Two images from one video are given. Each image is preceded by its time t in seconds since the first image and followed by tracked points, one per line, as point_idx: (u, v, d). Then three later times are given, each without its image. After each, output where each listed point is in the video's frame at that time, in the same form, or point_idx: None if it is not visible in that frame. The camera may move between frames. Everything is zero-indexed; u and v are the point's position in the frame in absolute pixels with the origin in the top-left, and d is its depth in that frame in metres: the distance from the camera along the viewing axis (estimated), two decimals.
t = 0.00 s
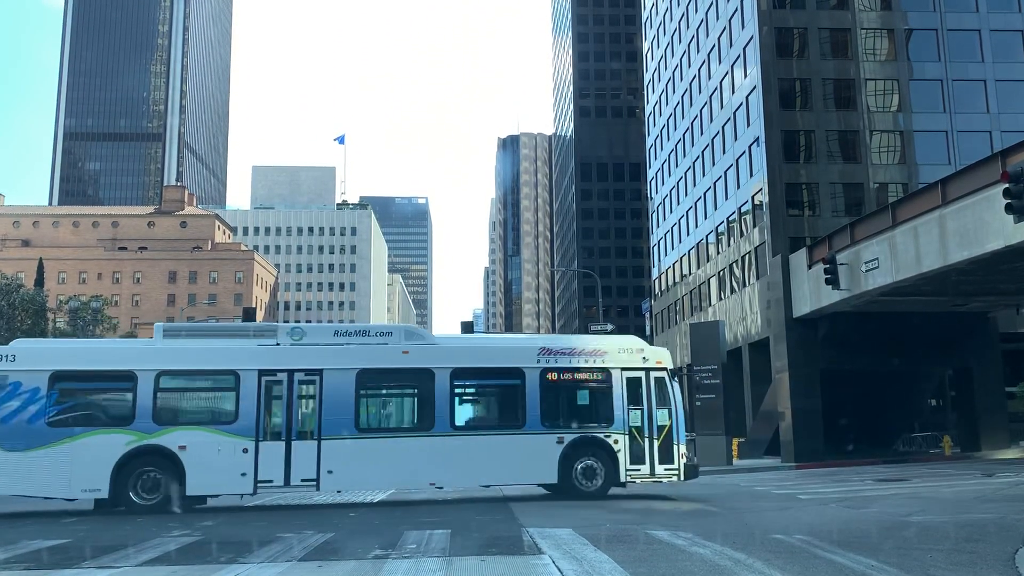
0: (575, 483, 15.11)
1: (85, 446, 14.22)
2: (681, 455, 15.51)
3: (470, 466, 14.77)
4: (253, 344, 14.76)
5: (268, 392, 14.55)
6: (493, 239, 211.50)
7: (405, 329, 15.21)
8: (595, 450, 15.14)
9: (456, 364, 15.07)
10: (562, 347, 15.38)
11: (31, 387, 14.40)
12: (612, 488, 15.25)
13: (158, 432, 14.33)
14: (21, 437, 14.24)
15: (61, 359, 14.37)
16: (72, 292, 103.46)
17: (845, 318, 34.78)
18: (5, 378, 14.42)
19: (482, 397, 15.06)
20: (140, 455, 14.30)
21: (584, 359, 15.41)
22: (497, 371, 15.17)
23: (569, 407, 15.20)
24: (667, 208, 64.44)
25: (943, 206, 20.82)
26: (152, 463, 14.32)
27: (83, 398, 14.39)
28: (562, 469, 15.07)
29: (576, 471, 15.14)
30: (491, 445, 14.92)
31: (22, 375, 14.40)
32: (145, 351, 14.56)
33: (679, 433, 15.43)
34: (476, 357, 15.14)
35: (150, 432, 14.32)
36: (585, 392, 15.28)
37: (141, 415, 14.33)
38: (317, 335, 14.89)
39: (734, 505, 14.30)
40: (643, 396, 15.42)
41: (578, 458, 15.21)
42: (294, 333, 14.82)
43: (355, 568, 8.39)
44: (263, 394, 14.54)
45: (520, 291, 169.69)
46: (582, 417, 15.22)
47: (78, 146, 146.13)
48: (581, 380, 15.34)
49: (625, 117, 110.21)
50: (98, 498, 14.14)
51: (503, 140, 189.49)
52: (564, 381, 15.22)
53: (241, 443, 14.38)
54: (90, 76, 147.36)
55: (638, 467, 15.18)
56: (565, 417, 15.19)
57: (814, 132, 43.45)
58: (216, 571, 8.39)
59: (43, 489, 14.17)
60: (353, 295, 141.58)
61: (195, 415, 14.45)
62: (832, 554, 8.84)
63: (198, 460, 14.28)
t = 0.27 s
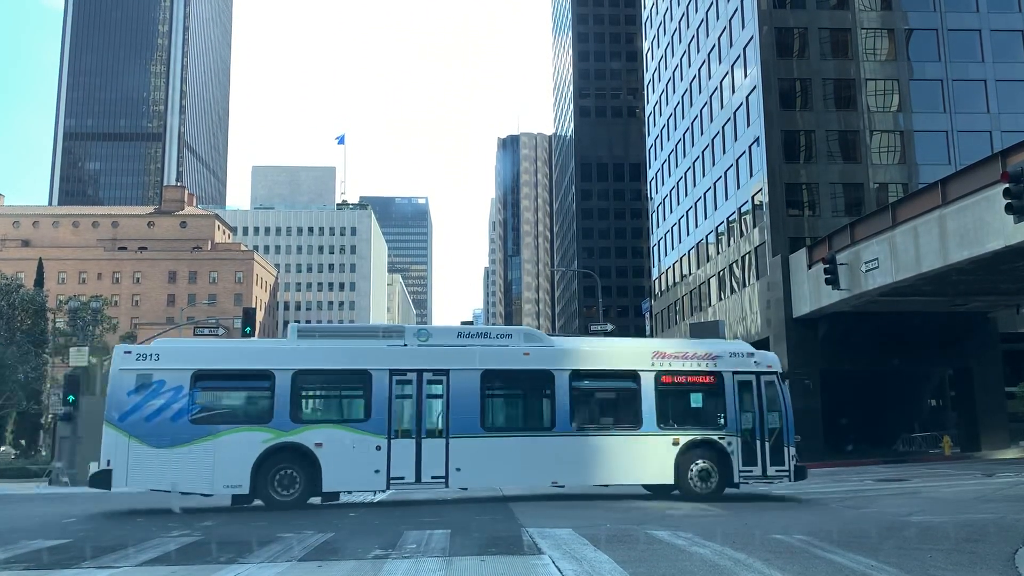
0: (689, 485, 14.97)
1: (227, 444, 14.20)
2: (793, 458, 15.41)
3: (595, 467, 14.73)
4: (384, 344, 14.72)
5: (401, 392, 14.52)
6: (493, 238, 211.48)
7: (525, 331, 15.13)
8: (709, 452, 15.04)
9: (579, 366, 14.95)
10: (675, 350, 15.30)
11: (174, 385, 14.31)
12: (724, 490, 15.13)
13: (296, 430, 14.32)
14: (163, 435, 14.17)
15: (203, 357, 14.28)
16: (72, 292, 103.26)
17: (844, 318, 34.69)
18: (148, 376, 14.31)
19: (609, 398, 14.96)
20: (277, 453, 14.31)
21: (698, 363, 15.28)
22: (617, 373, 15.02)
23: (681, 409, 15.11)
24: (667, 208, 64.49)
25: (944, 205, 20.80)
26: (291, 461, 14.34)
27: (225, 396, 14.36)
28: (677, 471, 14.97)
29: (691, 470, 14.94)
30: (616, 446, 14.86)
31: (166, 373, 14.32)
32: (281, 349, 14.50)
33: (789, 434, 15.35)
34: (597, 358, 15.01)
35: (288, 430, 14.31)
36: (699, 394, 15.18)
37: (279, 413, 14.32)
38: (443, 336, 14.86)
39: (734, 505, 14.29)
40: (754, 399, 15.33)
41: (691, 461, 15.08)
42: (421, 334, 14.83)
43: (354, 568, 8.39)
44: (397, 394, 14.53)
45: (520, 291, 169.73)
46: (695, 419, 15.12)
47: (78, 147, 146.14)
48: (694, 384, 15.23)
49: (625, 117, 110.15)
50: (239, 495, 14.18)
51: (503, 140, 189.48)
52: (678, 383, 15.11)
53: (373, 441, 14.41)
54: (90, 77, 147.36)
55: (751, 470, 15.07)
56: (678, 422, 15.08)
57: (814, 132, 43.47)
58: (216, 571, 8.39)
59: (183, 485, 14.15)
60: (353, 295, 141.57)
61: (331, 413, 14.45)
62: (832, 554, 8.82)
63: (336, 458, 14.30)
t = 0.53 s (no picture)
0: (806, 483, 15.74)
1: (373, 438, 14.83)
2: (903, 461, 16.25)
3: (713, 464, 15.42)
4: (515, 344, 15.40)
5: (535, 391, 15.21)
6: (493, 238, 211.49)
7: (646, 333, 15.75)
8: (824, 453, 15.84)
9: (700, 368, 15.62)
10: (791, 355, 16.06)
11: (321, 380, 14.89)
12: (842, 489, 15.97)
13: (436, 425, 15.03)
14: (314, 428, 14.75)
15: (350, 355, 14.91)
16: (72, 291, 103.98)
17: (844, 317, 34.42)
18: (297, 371, 14.87)
19: (732, 397, 15.66)
20: (418, 448, 14.98)
21: (815, 367, 16.09)
22: (736, 375, 15.75)
23: (799, 412, 15.87)
24: (667, 208, 64.49)
25: (943, 205, 20.82)
26: (430, 455, 15.03)
27: (372, 392, 14.98)
28: (795, 471, 15.72)
29: (808, 469, 15.72)
30: (738, 444, 15.57)
31: (315, 368, 14.89)
32: (420, 348, 15.18)
33: (900, 437, 16.17)
34: (716, 360, 15.72)
35: (428, 426, 15.01)
36: (816, 399, 15.93)
37: (418, 409, 14.99)
38: (570, 337, 15.50)
39: (733, 504, 14.28)
40: (868, 404, 16.15)
41: (807, 461, 15.84)
42: (549, 335, 15.47)
43: (354, 568, 8.37)
44: (530, 392, 15.22)
45: (520, 291, 169.74)
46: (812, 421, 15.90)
47: (78, 146, 146.19)
48: (811, 388, 16.03)
49: (625, 117, 110.10)
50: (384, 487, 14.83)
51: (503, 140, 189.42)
52: (795, 387, 15.87)
53: (508, 436, 15.13)
54: (91, 76, 147.40)
55: (865, 471, 15.88)
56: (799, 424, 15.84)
57: (814, 132, 43.50)
58: (216, 571, 8.37)
59: (334, 478, 14.71)
60: (353, 295, 141.58)
61: (464, 409, 15.13)
62: (831, 554, 8.82)
63: (474, 453, 14.99)
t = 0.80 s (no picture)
0: (924, 476, 16.14)
1: (514, 436, 15.05)
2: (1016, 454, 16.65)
3: (836, 461, 15.72)
4: (645, 344, 15.58)
5: (668, 391, 15.34)
6: (494, 238, 211.44)
7: (768, 333, 16.02)
8: (942, 447, 16.23)
9: (825, 367, 15.90)
10: (908, 352, 16.38)
11: (466, 380, 15.17)
12: (958, 482, 16.36)
13: (575, 423, 15.19)
14: (461, 427, 15.02)
15: (492, 356, 15.13)
16: (72, 292, 104.12)
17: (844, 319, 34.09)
18: (442, 372, 15.15)
19: (856, 396, 15.97)
20: (558, 446, 15.16)
21: (930, 364, 16.44)
22: (859, 374, 16.03)
23: (917, 407, 16.22)
24: (667, 208, 64.46)
25: (943, 206, 20.80)
26: (570, 454, 15.21)
27: (515, 391, 15.21)
28: (915, 464, 16.10)
29: (927, 463, 16.11)
30: (865, 441, 15.85)
31: (459, 368, 15.17)
32: (557, 348, 15.37)
33: (1013, 431, 16.56)
34: (835, 360, 15.98)
35: (568, 423, 15.16)
36: (931, 394, 16.32)
37: (559, 408, 15.15)
38: (695, 336, 15.69)
39: (734, 505, 14.25)
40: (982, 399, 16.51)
41: (924, 455, 16.21)
42: (676, 334, 15.63)
43: (354, 568, 8.38)
44: (664, 392, 15.34)
45: (520, 291, 169.67)
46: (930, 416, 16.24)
47: (78, 146, 146.21)
48: (925, 383, 16.37)
49: (625, 117, 110.10)
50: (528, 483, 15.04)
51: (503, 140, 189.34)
52: (913, 383, 16.21)
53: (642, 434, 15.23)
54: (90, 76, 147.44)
55: (981, 464, 16.29)
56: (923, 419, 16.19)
57: (814, 132, 43.52)
58: (215, 571, 8.38)
59: (483, 476, 14.98)
60: (353, 295, 141.57)
61: (601, 408, 15.27)
62: (832, 554, 8.82)
63: (612, 452, 15.12)
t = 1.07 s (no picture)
0: None
1: (645, 439, 15.27)
2: None
3: (943, 457, 16.13)
4: (761, 347, 15.84)
5: (787, 390, 15.72)
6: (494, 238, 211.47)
7: (878, 332, 16.41)
8: None
9: (930, 365, 16.29)
10: (1012, 348, 16.72)
11: (595, 385, 15.49)
12: None
13: (699, 425, 15.42)
14: (593, 432, 15.38)
15: (619, 362, 15.45)
16: (72, 292, 104.19)
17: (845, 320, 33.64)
18: (573, 377, 15.54)
19: (959, 392, 16.39)
20: (685, 448, 15.38)
21: None
22: (964, 370, 16.43)
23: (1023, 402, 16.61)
24: (667, 209, 64.48)
25: (943, 206, 20.81)
26: (692, 454, 15.43)
27: (641, 395, 15.46)
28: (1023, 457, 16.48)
29: None
30: (974, 436, 16.32)
31: (588, 374, 15.53)
32: (679, 353, 15.61)
33: None
34: (940, 359, 16.36)
35: (696, 426, 15.39)
36: None
37: (685, 411, 15.40)
38: (810, 337, 16.03)
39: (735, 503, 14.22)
40: None
41: None
42: (791, 336, 15.95)
43: (355, 568, 8.42)
44: (783, 390, 15.73)
45: (520, 291, 169.66)
46: None
47: (79, 147, 146.35)
48: None
49: (625, 118, 110.07)
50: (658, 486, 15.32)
51: (503, 140, 189.31)
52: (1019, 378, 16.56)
53: (765, 434, 15.57)
54: (91, 77, 147.64)
55: None
56: None
57: (814, 133, 43.57)
58: (216, 571, 8.41)
59: (617, 478, 15.27)
60: (353, 296, 141.54)
61: (727, 409, 15.53)
62: (832, 554, 8.86)
63: (739, 452, 15.41)
